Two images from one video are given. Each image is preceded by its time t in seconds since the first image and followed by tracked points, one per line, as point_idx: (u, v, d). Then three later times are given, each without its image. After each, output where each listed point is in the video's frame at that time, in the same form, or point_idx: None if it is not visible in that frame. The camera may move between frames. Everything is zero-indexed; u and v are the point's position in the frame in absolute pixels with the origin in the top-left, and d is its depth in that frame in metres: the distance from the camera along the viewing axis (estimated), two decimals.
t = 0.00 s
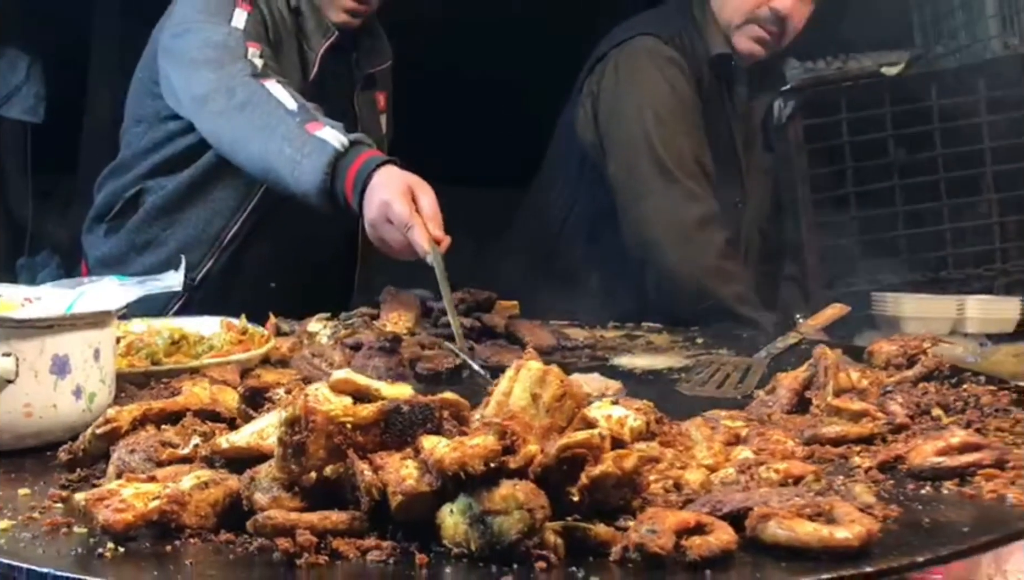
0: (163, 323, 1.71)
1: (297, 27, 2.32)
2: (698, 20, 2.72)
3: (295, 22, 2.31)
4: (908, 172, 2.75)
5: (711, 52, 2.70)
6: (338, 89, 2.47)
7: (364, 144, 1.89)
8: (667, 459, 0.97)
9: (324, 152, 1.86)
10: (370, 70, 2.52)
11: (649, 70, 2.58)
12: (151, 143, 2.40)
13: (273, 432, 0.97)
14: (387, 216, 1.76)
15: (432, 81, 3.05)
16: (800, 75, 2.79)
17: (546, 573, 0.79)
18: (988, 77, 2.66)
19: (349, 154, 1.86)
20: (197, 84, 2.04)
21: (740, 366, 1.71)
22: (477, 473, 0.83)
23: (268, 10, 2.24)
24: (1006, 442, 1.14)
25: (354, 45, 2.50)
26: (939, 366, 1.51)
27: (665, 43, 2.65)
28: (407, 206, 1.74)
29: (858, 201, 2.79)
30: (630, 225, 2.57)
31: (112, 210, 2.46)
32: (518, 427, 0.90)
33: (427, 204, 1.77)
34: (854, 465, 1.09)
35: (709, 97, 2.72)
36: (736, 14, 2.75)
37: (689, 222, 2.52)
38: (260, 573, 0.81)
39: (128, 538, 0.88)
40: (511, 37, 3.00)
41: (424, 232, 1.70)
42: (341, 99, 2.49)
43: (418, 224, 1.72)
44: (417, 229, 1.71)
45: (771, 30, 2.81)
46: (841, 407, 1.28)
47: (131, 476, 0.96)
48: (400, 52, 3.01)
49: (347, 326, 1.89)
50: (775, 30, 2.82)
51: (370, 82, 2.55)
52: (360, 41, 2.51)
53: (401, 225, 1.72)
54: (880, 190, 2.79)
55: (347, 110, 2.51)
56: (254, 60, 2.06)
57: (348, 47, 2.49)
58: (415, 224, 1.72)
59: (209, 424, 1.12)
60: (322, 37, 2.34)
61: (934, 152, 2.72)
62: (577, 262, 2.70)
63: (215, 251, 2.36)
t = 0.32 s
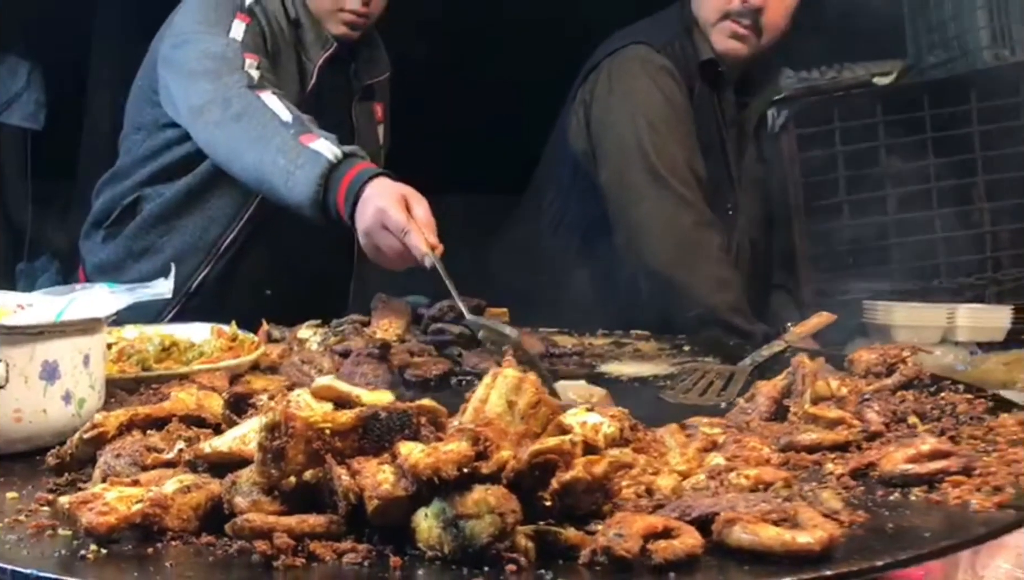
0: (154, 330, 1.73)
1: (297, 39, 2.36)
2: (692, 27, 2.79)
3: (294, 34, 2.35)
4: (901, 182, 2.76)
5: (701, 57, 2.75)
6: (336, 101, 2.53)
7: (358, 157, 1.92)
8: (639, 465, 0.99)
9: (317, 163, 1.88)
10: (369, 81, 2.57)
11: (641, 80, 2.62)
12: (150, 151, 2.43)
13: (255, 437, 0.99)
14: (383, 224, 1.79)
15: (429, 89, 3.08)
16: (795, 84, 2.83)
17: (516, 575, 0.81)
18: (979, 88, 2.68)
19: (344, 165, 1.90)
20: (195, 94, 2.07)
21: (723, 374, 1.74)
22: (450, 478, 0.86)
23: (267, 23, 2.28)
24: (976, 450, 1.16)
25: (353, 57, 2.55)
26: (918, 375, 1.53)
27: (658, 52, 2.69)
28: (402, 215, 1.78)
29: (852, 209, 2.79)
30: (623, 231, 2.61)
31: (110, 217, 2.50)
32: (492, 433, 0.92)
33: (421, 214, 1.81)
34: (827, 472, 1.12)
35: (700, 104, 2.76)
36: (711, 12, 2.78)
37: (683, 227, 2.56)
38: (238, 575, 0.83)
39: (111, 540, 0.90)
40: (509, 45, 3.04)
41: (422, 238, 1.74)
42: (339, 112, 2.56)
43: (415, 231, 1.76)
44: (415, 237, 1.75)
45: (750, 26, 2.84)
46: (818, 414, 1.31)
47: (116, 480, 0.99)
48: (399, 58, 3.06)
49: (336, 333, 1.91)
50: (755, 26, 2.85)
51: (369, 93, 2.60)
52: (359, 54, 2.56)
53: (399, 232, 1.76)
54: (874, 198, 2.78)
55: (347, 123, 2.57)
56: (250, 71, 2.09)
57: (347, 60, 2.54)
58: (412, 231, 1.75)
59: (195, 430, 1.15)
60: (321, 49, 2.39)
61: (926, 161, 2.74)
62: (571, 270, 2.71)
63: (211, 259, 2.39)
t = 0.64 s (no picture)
0: (153, 332, 1.76)
1: (298, 47, 2.41)
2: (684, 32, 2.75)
3: (296, 41, 2.41)
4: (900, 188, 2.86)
5: (695, 61, 2.71)
6: (337, 107, 2.58)
7: (359, 166, 1.94)
8: (622, 464, 1.02)
9: (320, 171, 1.91)
10: (369, 88, 2.61)
11: (636, 86, 2.66)
12: (152, 155, 2.46)
13: (246, 436, 1.02)
14: (385, 232, 1.80)
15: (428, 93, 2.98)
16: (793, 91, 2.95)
17: (497, 569, 0.84)
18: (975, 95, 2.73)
19: (347, 174, 1.92)
20: (197, 101, 2.10)
21: (713, 377, 1.76)
22: (434, 476, 0.88)
23: (270, 30, 2.33)
24: (955, 451, 1.18)
25: (354, 64, 2.59)
26: (903, 379, 1.56)
27: (653, 57, 2.70)
28: (405, 223, 1.80)
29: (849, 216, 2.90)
30: (622, 237, 2.66)
31: (112, 220, 2.53)
32: (477, 433, 0.95)
33: (422, 223, 1.83)
34: (809, 472, 1.14)
35: (695, 108, 2.71)
36: (704, 14, 2.71)
37: (682, 231, 2.61)
38: (228, 568, 0.85)
39: (104, 535, 0.92)
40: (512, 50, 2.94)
41: (424, 243, 1.75)
42: (340, 117, 2.60)
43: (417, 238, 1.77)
44: (417, 242, 1.75)
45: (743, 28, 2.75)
46: (802, 416, 1.33)
47: (110, 477, 1.01)
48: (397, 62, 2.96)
49: (333, 336, 1.94)
50: (748, 28, 2.77)
51: (369, 99, 2.64)
52: (359, 60, 2.60)
53: (401, 239, 1.77)
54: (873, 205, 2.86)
55: (347, 129, 2.61)
56: (253, 79, 2.12)
57: (347, 66, 2.59)
58: (414, 237, 1.76)
59: (188, 429, 1.17)
60: (322, 55, 2.44)
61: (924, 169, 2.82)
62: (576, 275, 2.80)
63: (212, 263, 2.43)
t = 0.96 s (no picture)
0: (158, 329, 1.80)
1: (306, 56, 2.54)
2: (681, 34, 2.86)
3: (304, 50, 2.53)
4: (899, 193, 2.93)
5: (691, 62, 2.85)
6: (342, 114, 2.72)
7: (366, 176, 1.96)
8: (605, 452, 1.06)
9: (327, 179, 1.93)
10: (374, 95, 2.71)
11: (638, 94, 2.85)
12: (162, 159, 2.52)
13: (245, 425, 1.06)
14: (394, 241, 1.81)
15: (430, 100, 2.96)
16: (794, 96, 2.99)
17: (482, 549, 0.88)
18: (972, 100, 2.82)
19: (353, 183, 1.94)
20: (209, 108, 2.16)
21: (705, 374, 1.80)
22: (423, 461, 0.92)
23: (279, 40, 2.44)
24: (932, 444, 1.22)
25: (359, 72, 2.70)
26: (889, 376, 1.59)
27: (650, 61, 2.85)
28: (416, 232, 1.81)
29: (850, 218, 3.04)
30: (626, 236, 2.85)
31: (123, 222, 2.59)
32: (466, 422, 0.99)
33: (430, 234, 1.84)
34: (790, 463, 1.18)
35: (691, 108, 2.89)
36: (698, 14, 2.83)
37: (684, 230, 2.80)
38: (225, 548, 0.89)
39: (108, 518, 0.97)
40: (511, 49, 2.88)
41: (434, 249, 1.75)
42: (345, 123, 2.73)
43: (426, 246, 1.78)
44: (428, 251, 1.76)
45: (738, 25, 2.88)
46: (787, 411, 1.37)
47: (115, 463, 1.05)
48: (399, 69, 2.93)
49: (334, 334, 1.98)
50: (741, 24, 2.89)
51: (373, 106, 2.76)
52: (364, 68, 2.70)
53: (412, 246, 1.78)
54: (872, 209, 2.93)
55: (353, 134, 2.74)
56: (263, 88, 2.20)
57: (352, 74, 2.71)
58: (425, 246, 1.77)
59: (191, 419, 1.22)
60: (329, 65, 2.57)
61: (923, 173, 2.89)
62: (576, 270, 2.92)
63: (218, 266, 2.48)
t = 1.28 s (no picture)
0: (166, 325, 1.85)
1: (315, 61, 2.59)
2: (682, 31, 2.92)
3: (314, 56, 2.59)
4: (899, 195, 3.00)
5: (691, 61, 2.87)
6: (349, 117, 2.77)
7: (369, 175, 1.99)
8: (593, 439, 1.10)
9: (331, 176, 1.97)
10: (379, 99, 2.80)
11: (635, 86, 2.74)
12: (176, 160, 2.59)
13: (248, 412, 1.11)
14: (383, 240, 1.84)
15: (442, 110, 3.29)
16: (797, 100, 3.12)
17: (471, 528, 0.92)
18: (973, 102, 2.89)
19: (351, 182, 1.96)
20: (218, 109, 2.21)
21: (699, 371, 1.84)
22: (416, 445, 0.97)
23: (289, 47, 2.50)
24: (913, 434, 1.26)
25: (367, 76, 2.78)
26: (878, 371, 1.63)
27: (650, 60, 2.82)
28: (403, 231, 1.84)
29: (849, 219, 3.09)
30: (623, 232, 2.72)
31: (133, 222, 2.65)
32: (459, 409, 1.03)
33: (419, 235, 1.86)
34: (775, 452, 1.21)
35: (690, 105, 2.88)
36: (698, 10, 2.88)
37: (682, 226, 2.66)
38: (228, 526, 0.93)
39: (117, 499, 1.01)
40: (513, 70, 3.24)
41: (419, 255, 1.78)
42: (352, 126, 2.78)
43: (412, 248, 1.80)
44: (411, 251, 1.79)
45: (740, 14, 2.86)
46: (774, 403, 1.41)
47: (124, 448, 1.10)
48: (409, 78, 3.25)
49: (337, 331, 2.03)
50: (744, 14, 2.87)
51: (380, 109, 2.82)
52: (371, 73, 2.79)
53: (398, 247, 1.81)
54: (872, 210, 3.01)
55: (360, 138, 2.80)
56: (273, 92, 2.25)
57: (359, 80, 2.78)
58: (409, 246, 1.80)
59: (196, 408, 1.26)
60: (338, 71, 2.62)
61: (924, 175, 2.95)
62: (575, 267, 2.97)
63: (227, 266, 2.53)
